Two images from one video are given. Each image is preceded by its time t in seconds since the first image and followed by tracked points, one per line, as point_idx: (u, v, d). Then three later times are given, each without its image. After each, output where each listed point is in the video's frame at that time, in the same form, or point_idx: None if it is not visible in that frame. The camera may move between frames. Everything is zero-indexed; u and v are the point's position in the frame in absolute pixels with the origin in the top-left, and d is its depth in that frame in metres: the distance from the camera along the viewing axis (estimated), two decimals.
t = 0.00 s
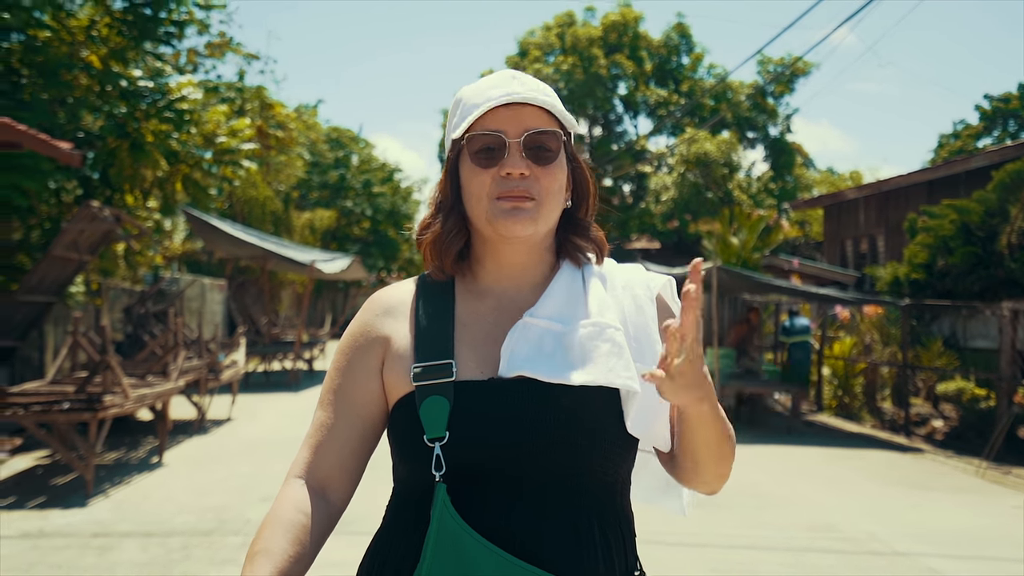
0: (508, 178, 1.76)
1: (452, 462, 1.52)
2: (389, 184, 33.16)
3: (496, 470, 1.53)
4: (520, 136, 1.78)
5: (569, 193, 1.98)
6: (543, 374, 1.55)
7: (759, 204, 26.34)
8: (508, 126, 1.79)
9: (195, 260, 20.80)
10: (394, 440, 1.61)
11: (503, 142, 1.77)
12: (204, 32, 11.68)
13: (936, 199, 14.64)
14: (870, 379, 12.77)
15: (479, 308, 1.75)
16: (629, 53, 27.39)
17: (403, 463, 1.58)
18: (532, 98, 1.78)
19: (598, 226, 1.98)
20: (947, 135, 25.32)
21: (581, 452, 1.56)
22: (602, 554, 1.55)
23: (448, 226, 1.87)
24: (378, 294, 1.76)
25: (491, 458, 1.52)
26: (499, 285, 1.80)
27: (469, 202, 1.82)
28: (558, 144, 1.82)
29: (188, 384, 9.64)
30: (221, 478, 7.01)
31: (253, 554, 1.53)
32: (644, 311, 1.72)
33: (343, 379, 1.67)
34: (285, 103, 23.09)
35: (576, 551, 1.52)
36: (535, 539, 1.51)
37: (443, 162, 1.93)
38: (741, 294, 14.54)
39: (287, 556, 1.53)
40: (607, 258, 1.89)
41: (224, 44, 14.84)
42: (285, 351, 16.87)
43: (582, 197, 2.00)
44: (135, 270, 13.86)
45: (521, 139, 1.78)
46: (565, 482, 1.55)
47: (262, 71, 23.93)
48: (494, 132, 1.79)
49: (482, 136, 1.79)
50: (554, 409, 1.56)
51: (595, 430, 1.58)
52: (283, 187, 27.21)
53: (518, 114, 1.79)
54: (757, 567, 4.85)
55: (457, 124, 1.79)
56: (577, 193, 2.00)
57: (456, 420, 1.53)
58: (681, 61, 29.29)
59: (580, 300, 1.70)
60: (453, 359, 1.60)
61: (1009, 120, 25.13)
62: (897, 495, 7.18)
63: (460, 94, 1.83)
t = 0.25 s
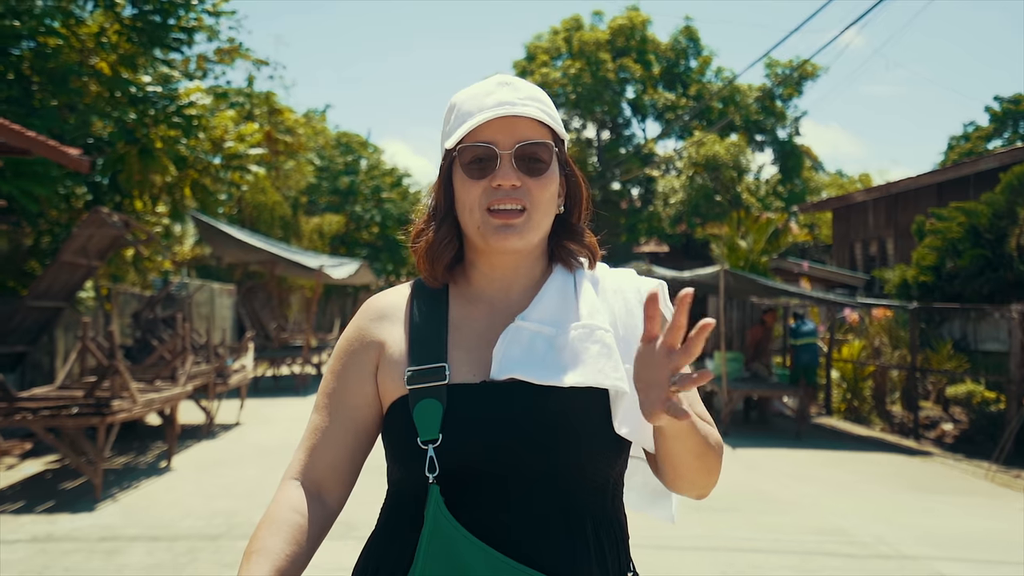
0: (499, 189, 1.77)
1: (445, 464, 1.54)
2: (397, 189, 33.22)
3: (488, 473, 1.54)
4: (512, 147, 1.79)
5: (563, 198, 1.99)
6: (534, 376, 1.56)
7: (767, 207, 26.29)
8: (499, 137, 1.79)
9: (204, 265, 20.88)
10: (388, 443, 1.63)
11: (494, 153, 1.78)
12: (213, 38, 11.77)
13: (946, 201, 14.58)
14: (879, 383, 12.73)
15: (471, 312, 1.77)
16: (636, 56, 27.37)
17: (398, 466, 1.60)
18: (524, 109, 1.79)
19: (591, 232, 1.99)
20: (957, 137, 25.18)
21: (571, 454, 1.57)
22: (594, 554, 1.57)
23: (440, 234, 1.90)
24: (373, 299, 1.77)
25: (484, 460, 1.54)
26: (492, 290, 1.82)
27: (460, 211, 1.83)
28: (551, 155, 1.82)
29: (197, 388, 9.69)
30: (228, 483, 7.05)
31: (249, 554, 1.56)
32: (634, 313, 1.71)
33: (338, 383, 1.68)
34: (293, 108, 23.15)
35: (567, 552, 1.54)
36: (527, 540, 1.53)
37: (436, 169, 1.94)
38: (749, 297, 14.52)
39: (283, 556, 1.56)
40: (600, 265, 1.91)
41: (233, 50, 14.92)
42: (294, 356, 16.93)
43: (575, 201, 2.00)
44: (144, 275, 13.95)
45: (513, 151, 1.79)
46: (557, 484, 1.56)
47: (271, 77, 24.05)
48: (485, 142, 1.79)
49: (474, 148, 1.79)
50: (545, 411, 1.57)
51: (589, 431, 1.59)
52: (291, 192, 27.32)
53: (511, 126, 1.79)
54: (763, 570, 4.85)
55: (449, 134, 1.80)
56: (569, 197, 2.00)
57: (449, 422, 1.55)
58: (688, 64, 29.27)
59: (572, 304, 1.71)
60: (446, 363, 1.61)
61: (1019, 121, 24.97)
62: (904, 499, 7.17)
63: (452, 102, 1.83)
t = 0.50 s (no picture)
0: (492, 196, 1.79)
1: (439, 466, 1.55)
2: (405, 194, 33.27)
3: (482, 474, 1.55)
4: (504, 153, 1.80)
5: (558, 202, 2.00)
6: (527, 380, 1.58)
7: (775, 212, 26.24)
8: (492, 143, 1.81)
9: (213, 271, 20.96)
10: (384, 446, 1.64)
11: (487, 159, 1.80)
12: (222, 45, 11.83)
13: (954, 206, 14.53)
14: (887, 388, 12.70)
15: (466, 317, 1.78)
16: (643, 62, 27.33)
17: (394, 469, 1.61)
18: (517, 113, 1.80)
19: (586, 237, 2.00)
20: (966, 141, 25.08)
21: (565, 456, 1.58)
22: (587, 556, 1.57)
23: (435, 240, 1.92)
24: (369, 304, 1.79)
25: (478, 462, 1.55)
26: (487, 295, 1.84)
27: (455, 216, 1.85)
28: (544, 161, 1.84)
29: (205, 394, 9.74)
30: (236, 487, 7.08)
31: (245, 555, 1.57)
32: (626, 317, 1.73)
33: (334, 386, 1.70)
34: (301, 114, 23.21)
35: (561, 553, 1.54)
36: (520, 542, 1.53)
37: (431, 176, 1.96)
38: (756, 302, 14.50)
39: (278, 557, 1.57)
40: (594, 269, 1.92)
41: (242, 57, 15.00)
42: (302, 361, 16.96)
43: (570, 205, 2.02)
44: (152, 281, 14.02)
45: (505, 157, 1.80)
46: (550, 486, 1.57)
47: (279, 83, 24.15)
48: (478, 148, 1.81)
49: (467, 153, 1.81)
50: (538, 414, 1.58)
51: (581, 433, 1.59)
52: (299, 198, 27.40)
53: (504, 132, 1.81)
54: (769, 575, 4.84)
55: (443, 141, 1.82)
56: (565, 202, 2.01)
57: (444, 425, 1.57)
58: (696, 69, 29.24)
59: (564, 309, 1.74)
60: (441, 366, 1.64)
61: None
62: (912, 504, 7.14)
63: (447, 109, 1.85)
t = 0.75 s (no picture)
0: (477, 193, 1.79)
1: (433, 463, 1.56)
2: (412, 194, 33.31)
3: (478, 472, 1.55)
4: (488, 149, 1.81)
5: (551, 197, 2.00)
6: (520, 377, 1.59)
7: (782, 211, 26.20)
8: (475, 140, 1.82)
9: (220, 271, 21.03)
10: (380, 444, 1.65)
11: (471, 156, 1.81)
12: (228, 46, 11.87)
13: (962, 205, 14.48)
14: (895, 387, 12.67)
15: (460, 315, 1.79)
16: (650, 61, 27.29)
17: (389, 467, 1.62)
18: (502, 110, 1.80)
19: (579, 232, 1.99)
20: (974, 140, 25.00)
21: (560, 454, 1.58)
22: (582, 554, 1.56)
23: (427, 239, 1.93)
24: (363, 304, 1.81)
25: (473, 460, 1.55)
26: (481, 293, 1.85)
27: (444, 215, 1.86)
28: (528, 155, 1.83)
29: (212, 394, 9.77)
30: (243, 487, 7.10)
31: (240, 554, 1.57)
32: (621, 314, 1.72)
33: (330, 386, 1.71)
34: (308, 115, 23.28)
35: (555, 551, 1.53)
36: (515, 539, 1.52)
37: (422, 176, 1.98)
38: (764, 301, 14.48)
39: (273, 555, 1.57)
40: (588, 265, 1.91)
41: (248, 59, 15.06)
42: (309, 362, 17.00)
43: (563, 200, 2.02)
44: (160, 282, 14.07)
45: (489, 153, 1.80)
46: (545, 484, 1.57)
47: (286, 84, 24.22)
48: (463, 146, 1.82)
49: (452, 152, 1.82)
50: (532, 412, 1.58)
51: (575, 430, 1.59)
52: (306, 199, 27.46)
53: (487, 128, 1.81)
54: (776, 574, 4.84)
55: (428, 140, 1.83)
56: (558, 198, 2.01)
57: (438, 423, 1.57)
58: (702, 69, 29.20)
59: (559, 306, 1.74)
60: (435, 364, 1.64)
61: None
62: (920, 503, 7.12)
63: (434, 108, 1.86)
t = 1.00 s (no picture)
0: (472, 194, 1.80)
1: (430, 464, 1.56)
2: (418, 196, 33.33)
3: (476, 472, 1.56)
4: (483, 151, 1.81)
5: (548, 198, 2.00)
6: (515, 377, 1.59)
7: (789, 210, 26.15)
8: (470, 141, 1.82)
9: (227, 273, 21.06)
10: (379, 445, 1.65)
11: (466, 158, 1.81)
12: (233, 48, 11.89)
13: (969, 203, 14.43)
14: (902, 387, 12.62)
15: (457, 316, 1.79)
16: (655, 61, 27.26)
17: (388, 467, 1.62)
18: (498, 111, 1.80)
19: (577, 233, 1.99)
20: (981, 138, 24.91)
21: (556, 454, 1.58)
22: (578, 554, 1.56)
23: (423, 240, 1.94)
24: (361, 306, 1.81)
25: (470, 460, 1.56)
26: (477, 294, 1.85)
27: (441, 216, 1.87)
28: (524, 156, 1.83)
29: (218, 395, 9.79)
30: (249, 488, 7.11)
31: (238, 554, 1.58)
32: (618, 314, 1.72)
33: (329, 386, 1.72)
34: (313, 117, 23.32)
35: (551, 551, 1.54)
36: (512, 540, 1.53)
37: (419, 177, 1.99)
38: (770, 300, 14.46)
39: (271, 556, 1.58)
40: (585, 265, 1.91)
41: (253, 61, 15.09)
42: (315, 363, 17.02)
43: (560, 201, 2.02)
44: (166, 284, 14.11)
45: (484, 155, 1.81)
46: (542, 485, 1.57)
47: (291, 86, 24.24)
48: (457, 148, 1.83)
49: (447, 153, 1.83)
50: (529, 413, 1.58)
51: (571, 430, 1.59)
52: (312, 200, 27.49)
53: (482, 129, 1.81)
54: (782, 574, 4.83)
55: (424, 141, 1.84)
56: (556, 199, 2.01)
57: (435, 423, 1.58)
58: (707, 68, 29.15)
59: (556, 305, 1.73)
60: (431, 364, 1.65)
61: None
62: (927, 503, 7.10)
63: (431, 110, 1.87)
